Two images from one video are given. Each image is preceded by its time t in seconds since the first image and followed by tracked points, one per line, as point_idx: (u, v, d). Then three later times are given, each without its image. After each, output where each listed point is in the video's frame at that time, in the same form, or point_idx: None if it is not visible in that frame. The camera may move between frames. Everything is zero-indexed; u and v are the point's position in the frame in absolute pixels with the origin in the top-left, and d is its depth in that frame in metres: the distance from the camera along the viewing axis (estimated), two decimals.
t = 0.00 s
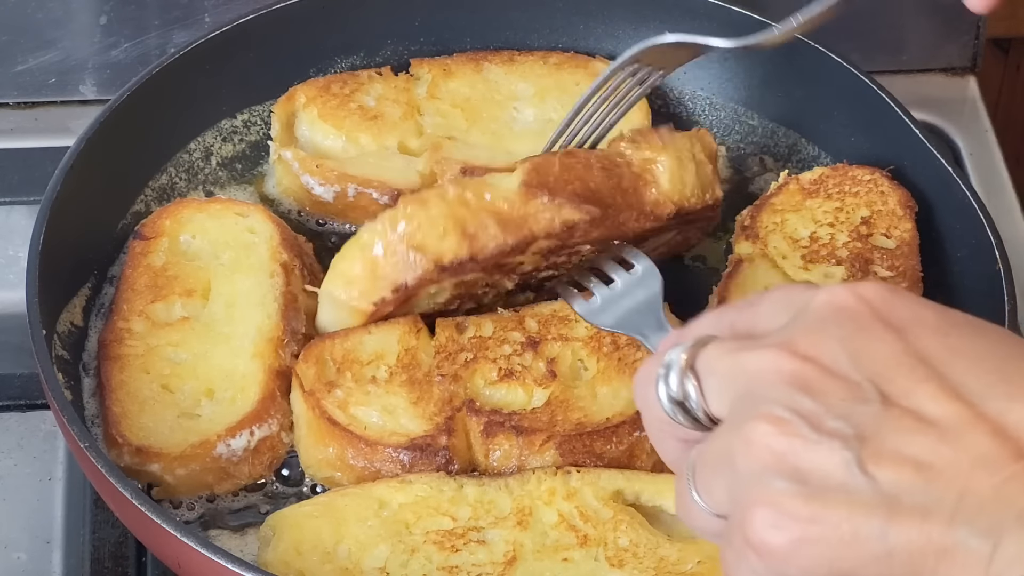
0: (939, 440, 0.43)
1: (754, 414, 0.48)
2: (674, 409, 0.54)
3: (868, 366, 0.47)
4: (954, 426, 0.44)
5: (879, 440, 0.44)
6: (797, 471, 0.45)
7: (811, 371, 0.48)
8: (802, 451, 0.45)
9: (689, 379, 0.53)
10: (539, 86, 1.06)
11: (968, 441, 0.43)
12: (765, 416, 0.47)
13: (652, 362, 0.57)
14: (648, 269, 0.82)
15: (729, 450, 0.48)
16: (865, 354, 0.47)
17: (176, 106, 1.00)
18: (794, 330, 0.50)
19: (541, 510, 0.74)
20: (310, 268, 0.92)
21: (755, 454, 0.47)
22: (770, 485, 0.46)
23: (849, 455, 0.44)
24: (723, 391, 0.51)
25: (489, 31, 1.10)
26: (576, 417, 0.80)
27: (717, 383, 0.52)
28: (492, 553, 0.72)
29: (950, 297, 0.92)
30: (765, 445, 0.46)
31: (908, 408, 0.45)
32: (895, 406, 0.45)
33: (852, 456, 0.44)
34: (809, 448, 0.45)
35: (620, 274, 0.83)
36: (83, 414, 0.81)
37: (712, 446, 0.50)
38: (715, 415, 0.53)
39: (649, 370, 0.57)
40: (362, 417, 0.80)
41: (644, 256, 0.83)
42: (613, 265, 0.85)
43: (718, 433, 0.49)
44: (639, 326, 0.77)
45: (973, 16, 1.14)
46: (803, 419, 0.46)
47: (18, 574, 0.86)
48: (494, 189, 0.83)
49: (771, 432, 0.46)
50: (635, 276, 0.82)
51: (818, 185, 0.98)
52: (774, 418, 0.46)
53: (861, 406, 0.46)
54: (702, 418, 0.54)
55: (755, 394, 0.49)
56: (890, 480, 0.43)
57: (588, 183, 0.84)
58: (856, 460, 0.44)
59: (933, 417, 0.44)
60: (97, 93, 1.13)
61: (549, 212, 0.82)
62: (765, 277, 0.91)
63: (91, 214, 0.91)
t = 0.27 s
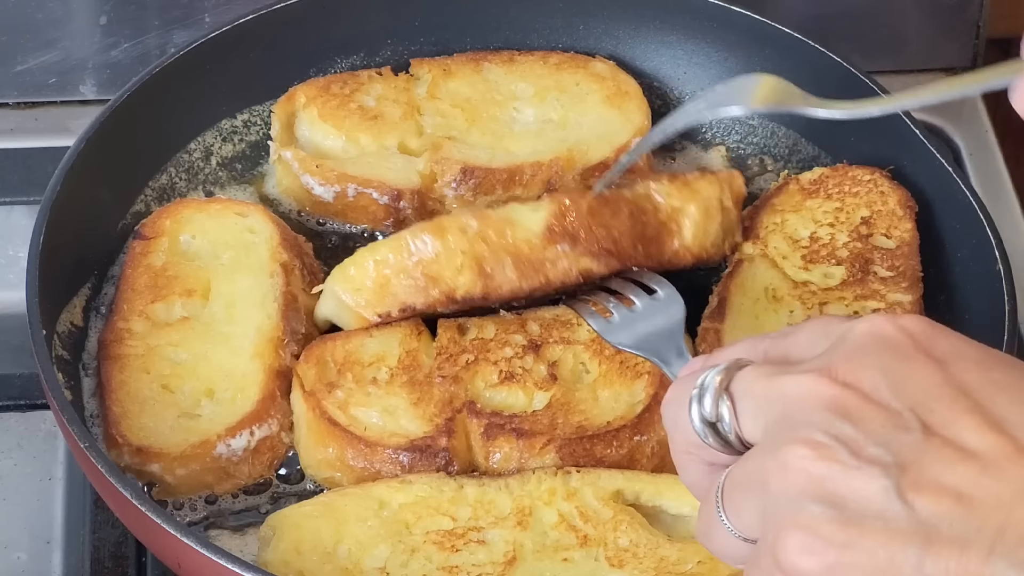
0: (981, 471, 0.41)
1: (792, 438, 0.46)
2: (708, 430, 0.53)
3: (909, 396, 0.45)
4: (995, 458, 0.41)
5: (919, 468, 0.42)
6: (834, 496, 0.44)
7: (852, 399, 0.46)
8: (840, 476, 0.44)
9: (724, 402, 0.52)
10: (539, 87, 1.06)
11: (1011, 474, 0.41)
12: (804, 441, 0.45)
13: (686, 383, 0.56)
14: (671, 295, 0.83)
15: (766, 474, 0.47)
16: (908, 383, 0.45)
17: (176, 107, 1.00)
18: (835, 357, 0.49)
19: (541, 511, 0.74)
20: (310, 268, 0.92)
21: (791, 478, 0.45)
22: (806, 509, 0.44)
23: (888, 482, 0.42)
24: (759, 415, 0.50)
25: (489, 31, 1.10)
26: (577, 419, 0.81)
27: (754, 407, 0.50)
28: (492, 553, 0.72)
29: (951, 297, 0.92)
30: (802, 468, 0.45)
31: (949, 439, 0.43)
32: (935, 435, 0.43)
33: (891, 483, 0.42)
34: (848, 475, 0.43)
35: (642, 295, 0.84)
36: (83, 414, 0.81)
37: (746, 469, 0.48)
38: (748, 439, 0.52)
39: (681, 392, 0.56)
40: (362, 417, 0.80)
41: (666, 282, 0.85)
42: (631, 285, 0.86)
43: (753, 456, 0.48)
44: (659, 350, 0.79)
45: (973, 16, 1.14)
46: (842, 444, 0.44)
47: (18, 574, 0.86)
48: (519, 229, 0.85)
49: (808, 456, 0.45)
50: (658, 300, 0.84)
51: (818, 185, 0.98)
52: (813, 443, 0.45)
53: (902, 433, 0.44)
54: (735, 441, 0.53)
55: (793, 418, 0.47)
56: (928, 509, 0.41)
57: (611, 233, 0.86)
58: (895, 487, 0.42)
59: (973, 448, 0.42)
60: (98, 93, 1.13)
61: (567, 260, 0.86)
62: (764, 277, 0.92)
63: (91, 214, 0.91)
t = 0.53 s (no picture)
0: (984, 495, 0.41)
1: (797, 461, 0.46)
2: (711, 450, 0.53)
3: (914, 420, 0.45)
4: (1000, 482, 0.42)
5: (922, 492, 0.42)
6: (838, 519, 0.44)
7: (857, 422, 0.46)
8: (844, 499, 0.44)
9: (729, 421, 0.52)
10: (539, 86, 1.06)
11: (1015, 497, 0.41)
12: (809, 463, 0.45)
13: (691, 402, 0.56)
14: (676, 304, 0.83)
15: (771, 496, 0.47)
16: (913, 407, 0.45)
17: (176, 107, 1.00)
18: (839, 378, 0.48)
19: (541, 511, 0.74)
20: (311, 268, 0.92)
21: (796, 501, 0.45)
22: (810, 532, 0.44)
23: (892, 505, 0.42)
24: (763, 436, 0.50)
25: (489, 31, 1.10)
26: (576, 419, 0.81)
27: (757, 427, 0.50)
28: (492, 553, 0.72)
29: (951, 297, 0.92)
30: (807, 491, 0.45)
31: (953, 463, 0.43)
32: (940, 459, 0.43)
33: (895, 506, 0.42)
34: (853, 499, 0.43)
35: (646, 303, 0.84)
36: (83, 414, 0.81)
37: (750, 490, 0.48)
38: (752, 459, 0.51)
39: (686, 410, 0.56)
40: (362, 416, 0.80)
41: (671, 291, 0.85)
42: (634, 292, 0.86)
43: (758, 477, 0.48)
44: (663, 360, 0.79)
45: (973, 16, 1.14)
46: (848, 468, 0.44)
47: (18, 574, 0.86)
48: (523, 237, 0.85)
49: (813, 479, 0.45)
50: (662, 309, 0.83)
51: (818, 185, 0.98)
52: (818, 466, 0.45)
53: (908, 456, 0.44)
54: (738, 461, 0.52)
55: (798, 440, 0.47)
56: (932, 532, 0.41)
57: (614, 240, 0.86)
58: (899, 510, 0.42)
59: (978, 471, 0.42)
60: (98, 93, 1.13)
61: (571, 268, 0.86)
62: (764, 277, 0.92)
63: (91, 214, 0.91)
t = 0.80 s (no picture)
0: (978, 489, 0.41)
1: (791, 456, 0.47)
2: (706, 445, 0.54)
3: (907, 415, 0.45)
4: (993, 477, 0.42)
5: (916, 486, 0.43)
6: (832, 514, 0.44)
7: (851, 417, 0.46)
8: (838, 493, 0.44)
9: (723, 417, 0.53)
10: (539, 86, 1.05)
11: (1009, 492, 0.41)
12: (803, 458, 0.46)
13: (684, 399, 0.56)
14: (672, 300, 0.84)
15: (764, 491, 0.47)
16: (906, 402, 0.46)
17: (176, 107, 1.00)
18: (834, 374, 0.49)
19: (541, 511, 0.74)
20: (311, 268, 0.92)
21: (791, 496, 0.46)
22: (804, 528, 0.45)
23: (886, 499, 0.43)
24: (759, 432, 0.50)
25: (489, 31, 1.10)
26: (576, 418, 0.81)
27: (753, 423, 0.51)
28: (492, 553, 0.72)
29: (950, 297, 0.92)
30: (800, 486, 0.45)
31: (947, 457, 0.43)
32: (933, 453, 0.43)
33: (888, 501, 0.43)
34: (846, 493, 0.44)
35: (642, 301, 0.85)
36: (83, 414, 0.81)
37: (744, 485, 0.49)
38: (746, 454, 0.52)
39: (680, 407, 0.57)
40: (362, 416, 0.80)
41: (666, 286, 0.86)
42: (631, 288, 0.87)
43: (753, 472, 0.49)
44: (660, 356, 0.80)
45: (973, 15, 1.14)
46: (841, 462, 0.45)
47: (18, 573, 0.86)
48: (517, 228, 0.85)
49: (807, 473, 0.45)
50: (659, 306, 0.85)
51: (818, 185, 0.98)
52: (811, 460, 0.45)
53: (901, 451, 0.44)
54: (732, 456, 0.53)
55: (793, 436, 0.48)
56: (926, 528, 0.41)
57: (608, 232, 0.86)
58: (892, 505, 0.43)
59: (972, 466, 0.42)
60: (98, 93, 1.13)
61: (566, 259, 0.85)
62: (764, 277, 0.92)
63: (91, 214, 0.91)
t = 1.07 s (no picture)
0: (962, 472, 0.39)
1: (772, 436, 0.44)
2: (690, 424, 0.51)
3: (892, 396, 0.43)
4: (977, 459, 0.40)
5: (901, 469, 0.40)
6: (816, 495, 0.41)
7: (836, 398, 0.44)
8: (822, 475, 0.41)
9: (707, 396, 0.50)
10: (539, 86, 1.05)
11: (992, 474, 0.39)
12: (787, 439, 0.43)
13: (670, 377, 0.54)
14: (664, 282, 0.79)
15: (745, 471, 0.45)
16: (890, 379, 0.44)
17: (177, 107, 1.00)
18: (819, 355, 0.47)
19: (541, 510, 0.74)
20: (312, 268, 0.92)
21: (773, 478, 0.43)
22: (788, 509, 0.42)
23: (871, 482, 0.40)
24: (741, 411, 0.48)
25: (489, 32, 1.10)
26: (576, 418, 0.81)
27: (736, 401, 0.48)
28: (492, 553, 0.72)
29: (950, 297, 0.92)
30: (783, 467, 0.42)
31: (931, 439, 0.41)
32: (919, 436, 0.41)
33: (873, 483, 0.40)
34: (830, 475, 0.41)
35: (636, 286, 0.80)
36: (83, 414, 0.81)
37: (725, 465, 0.46)
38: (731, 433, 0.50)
39: (665, 386, 0.54)
40: (362, 416, 0.80)
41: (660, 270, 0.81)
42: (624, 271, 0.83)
43: (733, 451, 0.46)
44: (650, 333, 0.75)
45: (973, 16, 1.14)
46: (826, 444, 0.42)
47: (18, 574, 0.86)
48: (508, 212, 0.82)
49: (791, 455, 0.42)
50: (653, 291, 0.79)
51: (818, 185, 0.98)
52: (796, 441, 0.43)
53: (886, 433, 0.42)
54: (717, 436, 0.51)
55: (777, 415, 0.45)
56: (910, 510, 0.39)
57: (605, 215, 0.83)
58: (878, 487, 0.40)
59: (956, 449, 0.40)
60: (98, 93, 1.13)
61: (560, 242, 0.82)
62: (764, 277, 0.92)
63: (91, 214, 0.91)
